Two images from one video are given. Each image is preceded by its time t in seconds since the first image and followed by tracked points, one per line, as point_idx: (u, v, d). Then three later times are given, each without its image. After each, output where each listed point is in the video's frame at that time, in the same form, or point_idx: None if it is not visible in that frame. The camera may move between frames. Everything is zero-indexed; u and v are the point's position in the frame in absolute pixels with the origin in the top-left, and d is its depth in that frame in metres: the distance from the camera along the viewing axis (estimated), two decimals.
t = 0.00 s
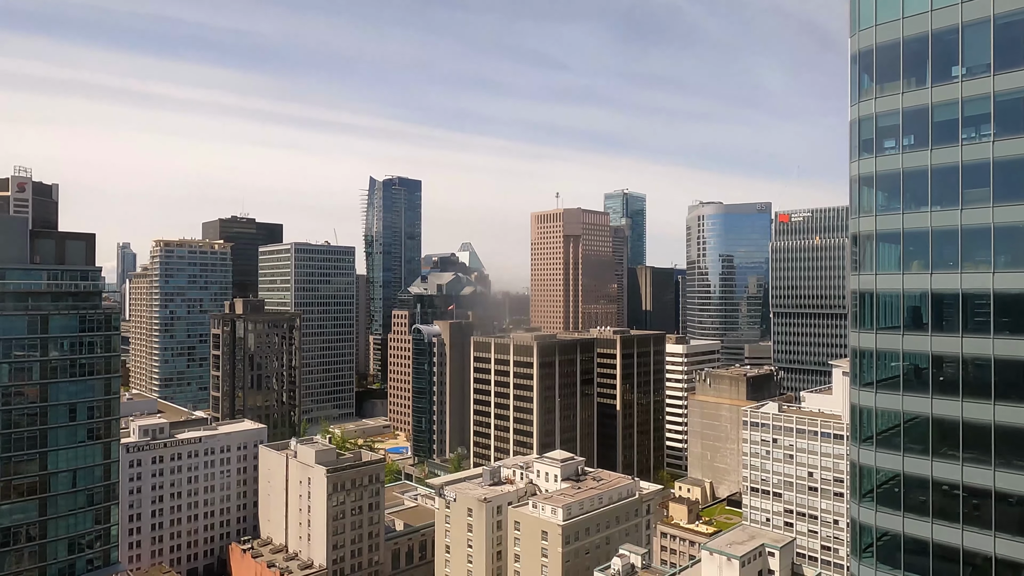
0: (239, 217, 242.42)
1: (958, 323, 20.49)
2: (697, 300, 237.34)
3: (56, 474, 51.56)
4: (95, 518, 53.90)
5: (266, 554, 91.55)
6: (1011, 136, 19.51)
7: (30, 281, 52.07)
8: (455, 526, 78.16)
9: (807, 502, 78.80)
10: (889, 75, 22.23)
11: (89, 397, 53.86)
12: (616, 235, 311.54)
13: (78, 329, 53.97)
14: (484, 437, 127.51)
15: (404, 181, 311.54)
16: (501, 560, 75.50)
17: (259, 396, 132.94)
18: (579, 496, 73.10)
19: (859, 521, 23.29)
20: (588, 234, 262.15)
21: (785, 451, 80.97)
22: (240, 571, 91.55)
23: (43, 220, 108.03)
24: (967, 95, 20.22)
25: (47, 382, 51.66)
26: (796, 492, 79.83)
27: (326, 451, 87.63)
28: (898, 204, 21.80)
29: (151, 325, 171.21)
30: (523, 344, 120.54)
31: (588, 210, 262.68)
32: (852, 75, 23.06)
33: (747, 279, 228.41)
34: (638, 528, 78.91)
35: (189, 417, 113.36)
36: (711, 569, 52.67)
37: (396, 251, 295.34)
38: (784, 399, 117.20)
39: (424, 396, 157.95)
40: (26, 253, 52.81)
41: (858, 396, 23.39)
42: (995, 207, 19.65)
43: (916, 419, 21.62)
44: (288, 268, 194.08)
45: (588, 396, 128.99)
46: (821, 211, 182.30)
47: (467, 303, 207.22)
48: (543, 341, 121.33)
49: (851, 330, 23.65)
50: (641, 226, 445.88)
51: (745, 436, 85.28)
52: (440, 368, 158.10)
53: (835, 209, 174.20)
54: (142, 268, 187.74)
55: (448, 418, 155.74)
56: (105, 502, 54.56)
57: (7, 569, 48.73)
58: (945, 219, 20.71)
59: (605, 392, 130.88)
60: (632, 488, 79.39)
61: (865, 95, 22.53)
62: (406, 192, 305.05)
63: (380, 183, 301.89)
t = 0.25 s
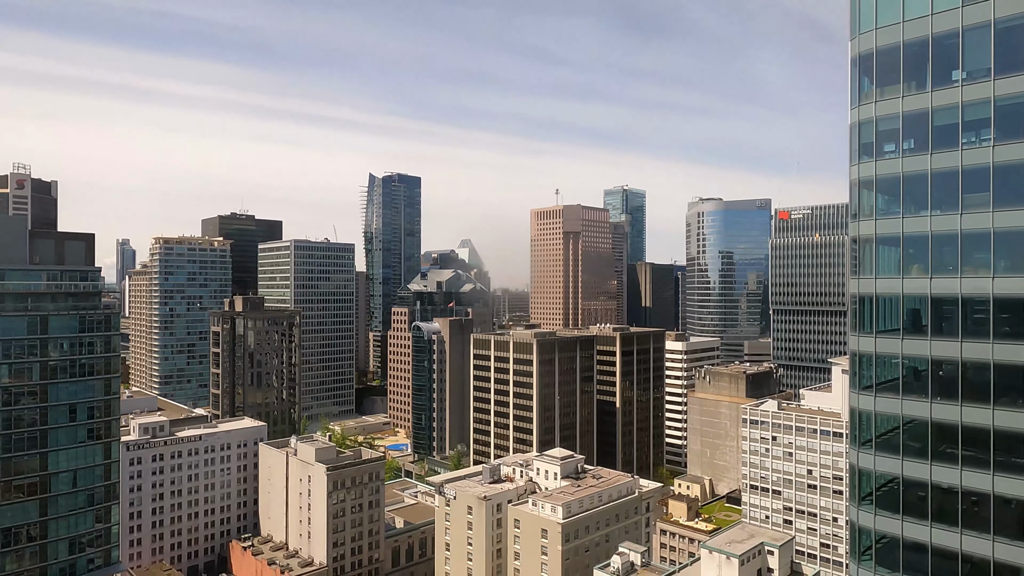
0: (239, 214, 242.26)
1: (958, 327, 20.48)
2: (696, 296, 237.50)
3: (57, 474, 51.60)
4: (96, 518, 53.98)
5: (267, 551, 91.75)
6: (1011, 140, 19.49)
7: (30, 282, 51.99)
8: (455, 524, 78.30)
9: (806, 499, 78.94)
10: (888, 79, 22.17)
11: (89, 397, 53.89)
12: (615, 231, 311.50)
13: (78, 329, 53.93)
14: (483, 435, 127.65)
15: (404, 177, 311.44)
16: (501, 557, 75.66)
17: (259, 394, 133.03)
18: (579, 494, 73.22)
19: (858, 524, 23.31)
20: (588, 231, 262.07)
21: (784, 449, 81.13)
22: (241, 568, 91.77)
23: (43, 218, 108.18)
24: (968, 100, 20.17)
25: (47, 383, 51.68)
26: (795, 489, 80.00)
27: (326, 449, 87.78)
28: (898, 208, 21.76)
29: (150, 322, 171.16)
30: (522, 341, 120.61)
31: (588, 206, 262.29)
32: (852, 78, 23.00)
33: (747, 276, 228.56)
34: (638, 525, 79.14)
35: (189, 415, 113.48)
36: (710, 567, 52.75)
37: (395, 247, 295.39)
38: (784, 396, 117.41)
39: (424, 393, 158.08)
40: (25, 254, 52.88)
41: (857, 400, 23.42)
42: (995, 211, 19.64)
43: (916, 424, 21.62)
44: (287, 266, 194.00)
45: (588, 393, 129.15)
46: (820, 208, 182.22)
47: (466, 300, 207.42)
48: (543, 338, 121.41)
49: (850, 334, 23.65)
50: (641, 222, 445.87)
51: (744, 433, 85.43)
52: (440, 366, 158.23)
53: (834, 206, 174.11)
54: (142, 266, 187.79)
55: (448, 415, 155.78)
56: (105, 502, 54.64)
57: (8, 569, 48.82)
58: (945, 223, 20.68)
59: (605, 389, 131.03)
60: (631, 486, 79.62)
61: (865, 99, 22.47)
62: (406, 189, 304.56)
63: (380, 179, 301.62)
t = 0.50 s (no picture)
0: (238, 210, 241.99)
1: (957, 332, 20.49)
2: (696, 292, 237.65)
3: (57, 475, 51.65)
4: (96, 519, 54.01)
5: (267, 548, 91.96)
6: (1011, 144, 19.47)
7: (29, 282, 52.00)
8: (455, 521, 78.47)
9: (805, 496, 79.13)
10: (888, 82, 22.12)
11: (89, 398, 53.91)
12: (615, 228, 311.09)
13: (78, 330, 53.87)
14: (483, 431, 127.74)
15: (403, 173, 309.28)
16: (501, 554, 75.89)
17: (259, 391, 133.09)
18: (579, 492, 73.43)
19: (857, 527, 23.33)
20: (588, 227, 261.88)
21: (783, 447, 81.22)
22: (241, 565, 92.02)
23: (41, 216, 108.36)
24: (968, 104, 20.15)
25: (47, 383, 51.69)
26: (794, 487, 80.16)
27: (327, 446, 87.87)
28: (898, 212, 21.76)
29: (150, 319, 171.10)
30: (522, 338, 120.60)
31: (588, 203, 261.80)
32: (853, 81, 22.95)
33: (747, 272, 228.21)
34: (638, 523, 79.32)
35: (189, 411, 113.59)
36: (710, 566, 52.82)
37: (395, 243, 295.02)
38: (783, 393, 117.48)
39: (424, 390, 158.13)
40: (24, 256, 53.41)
41: (857, 403, 23.44)
42: (994, 216, 19.64)
43: (914, 427, 21.66)
44: (287, 262, 193.95)
45: (588, 390, 129.31)
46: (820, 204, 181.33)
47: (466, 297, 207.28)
48: (542, 335, 121.38)
49: (849, 337, 23.67)
50: (641, 218, 444.93)
51: (743, 431, 85.49)
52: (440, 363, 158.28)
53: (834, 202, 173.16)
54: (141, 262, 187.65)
55: (448, 411, 156.34)
56: (106, 501, 54.70)
57: (9, 569, 48.99)
58: (945, 227, 20.68)
59: (604, 386, 131.13)
60: (631, 483, 79.84)
61: (865, 102, 22.46)
62: (405, 185, 303.56)
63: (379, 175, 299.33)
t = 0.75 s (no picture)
0: (238, 206, 241.66)
1: (956, 336, 20.50)
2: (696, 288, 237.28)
3: (58, 474, 51.76)
4: (97, 518, 54.11)
5: (268, 545, 92.18)
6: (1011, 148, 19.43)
7: (28, 282, 52.00)
8: (455, 518, 78.68)
9: (804, 493, 79.29)
10: (889, 85, 22.04)
11: (89, 398, 53.96)
12: (615, 223, 310.81)
13: (78, 330, 53.89)
14: (483, 428, 127.87)
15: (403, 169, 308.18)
16: (501, 551, 76.13)
17: (259, 387, 133.17)
18: (578, 489, 73.62)
19: (856, 529, 23.42)
20: (587, 223, 261.65)
21: (782, 444, 81.34)
22: (242, 562, 92.30)
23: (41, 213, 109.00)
24: (968, 107, 20.10)
25: (47, 383, 51.73)
26: (794, 484, 80.31)
27: (327, 443, 87.99)
28: (898, 216, 21.74)
29: (150, 316, 171.08)
30: (522, 335, 120.59)
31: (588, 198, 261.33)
32: (853, 84, 22.89)
33: (748, 267, 229.38)
34: (638, 520, 79.53)
35: (189, 408, 113.66)
36: (709, 563, 52.97)
37: (395, 239, 294.66)
38: (783, 389, 117.56)
39: (424, 386, 158.26)
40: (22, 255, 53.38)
41: (856, 406, 23.47)
42: (995, 220, 19.62)
43: (913, 430, 21.69)
44: (286, 258, 193.63)
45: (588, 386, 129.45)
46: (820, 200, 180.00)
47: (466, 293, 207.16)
48: (542, 332, 121.36)
49: (849, 341, 23.68)
50: (641, 213, 444.28)
51: (743, 428, 85.55)
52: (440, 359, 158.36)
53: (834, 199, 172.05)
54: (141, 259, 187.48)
55: (448, 408, 156.34)
56: (107, 501, 54.82)
57: (11, 568, 49.15)
58: (945, 231, 20.66)
59: (604, 383, 131.22)
60: (631, 480, 79.99)
61: (866, 105, 22.41)
62: (405, 181, 302.84)
63: (379, 171, 298.17)
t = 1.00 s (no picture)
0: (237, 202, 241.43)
1: (956, 340, 20.47)
2: (696, 284, 237.31)
3: (59, 474, 51.88)
4: (99, 516, 54.20)
5: (269, 542, 92.43)
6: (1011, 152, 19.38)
7: (28, 282, 52.05)
8: (455, 515, 78.90)
9: (803, 490, 79.51)
10: (889, 88, 21.98)
11: (89, 397, 53.96)
12: (615, 219, 310.62)
13: (78, 330, 53.89)
14: (483, 424, 128.09)
15: (403, 164, 307.66)
16: (501, 548, 76.38)
17: (259, 384, 133.29)
18: (578, 486, 73.80)
19: (855, 531, 23.47)
20: (587, 219, 261.42)
21: (782, 441, 81.49)
22: (243, 559, 92.60)
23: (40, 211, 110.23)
24: (969, 111, 20.06)
25: (47, 383, 51.77)
26: (793, 480, 80.49)
27: (327, 441, 88.14)
28: (899, 219, 21.70)
29: (150, 312, 171.10)
30: (522, 332, 120.67)
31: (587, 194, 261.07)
32: (853, 87, 22.87)
33: (747, 263, 228.90)
34: (637, 517, 79.75)
35: (189, 405, 113.83)
36: (708, 561, 53.19)
37: (395, 235, 294.36)
38: (783, 386, 117.72)
39: (423, 383, 158.41)
40: (22, 254, 53.34)
41: (856, 408, 23.48)
42: (995, 224, 19.60)
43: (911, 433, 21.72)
44: (286, 255, 193.46)
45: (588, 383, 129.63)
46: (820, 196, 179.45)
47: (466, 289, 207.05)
48: (542, 329, 121.37)
49: (849, 344, 23.69)
50: (640, 209, 443.95)
51: (742, 425, 85.67)
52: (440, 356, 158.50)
53: (834, 195, 171.41)
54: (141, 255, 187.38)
55: (448, 404, 156.35)
56: (108, 500, 54.93)
57: (13, 567, 49.35)
58: (945, 235, 20.63)
59: (604, 379, 131.37)
60: (631, 477, 80.15)
61: (866, 108, 22.34)
62: (404, 176, 302.27)
63: (379, 166, 297.54)
